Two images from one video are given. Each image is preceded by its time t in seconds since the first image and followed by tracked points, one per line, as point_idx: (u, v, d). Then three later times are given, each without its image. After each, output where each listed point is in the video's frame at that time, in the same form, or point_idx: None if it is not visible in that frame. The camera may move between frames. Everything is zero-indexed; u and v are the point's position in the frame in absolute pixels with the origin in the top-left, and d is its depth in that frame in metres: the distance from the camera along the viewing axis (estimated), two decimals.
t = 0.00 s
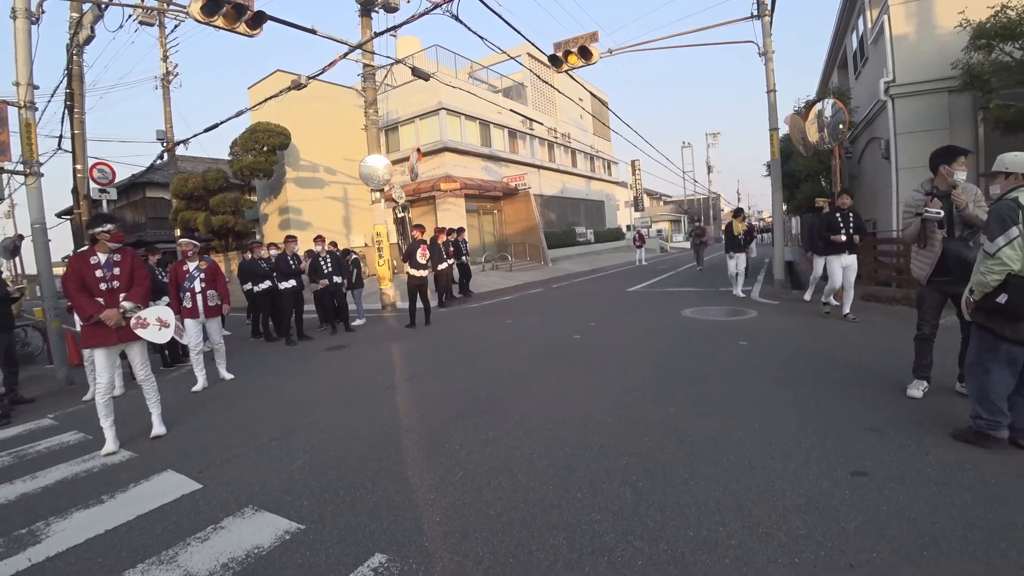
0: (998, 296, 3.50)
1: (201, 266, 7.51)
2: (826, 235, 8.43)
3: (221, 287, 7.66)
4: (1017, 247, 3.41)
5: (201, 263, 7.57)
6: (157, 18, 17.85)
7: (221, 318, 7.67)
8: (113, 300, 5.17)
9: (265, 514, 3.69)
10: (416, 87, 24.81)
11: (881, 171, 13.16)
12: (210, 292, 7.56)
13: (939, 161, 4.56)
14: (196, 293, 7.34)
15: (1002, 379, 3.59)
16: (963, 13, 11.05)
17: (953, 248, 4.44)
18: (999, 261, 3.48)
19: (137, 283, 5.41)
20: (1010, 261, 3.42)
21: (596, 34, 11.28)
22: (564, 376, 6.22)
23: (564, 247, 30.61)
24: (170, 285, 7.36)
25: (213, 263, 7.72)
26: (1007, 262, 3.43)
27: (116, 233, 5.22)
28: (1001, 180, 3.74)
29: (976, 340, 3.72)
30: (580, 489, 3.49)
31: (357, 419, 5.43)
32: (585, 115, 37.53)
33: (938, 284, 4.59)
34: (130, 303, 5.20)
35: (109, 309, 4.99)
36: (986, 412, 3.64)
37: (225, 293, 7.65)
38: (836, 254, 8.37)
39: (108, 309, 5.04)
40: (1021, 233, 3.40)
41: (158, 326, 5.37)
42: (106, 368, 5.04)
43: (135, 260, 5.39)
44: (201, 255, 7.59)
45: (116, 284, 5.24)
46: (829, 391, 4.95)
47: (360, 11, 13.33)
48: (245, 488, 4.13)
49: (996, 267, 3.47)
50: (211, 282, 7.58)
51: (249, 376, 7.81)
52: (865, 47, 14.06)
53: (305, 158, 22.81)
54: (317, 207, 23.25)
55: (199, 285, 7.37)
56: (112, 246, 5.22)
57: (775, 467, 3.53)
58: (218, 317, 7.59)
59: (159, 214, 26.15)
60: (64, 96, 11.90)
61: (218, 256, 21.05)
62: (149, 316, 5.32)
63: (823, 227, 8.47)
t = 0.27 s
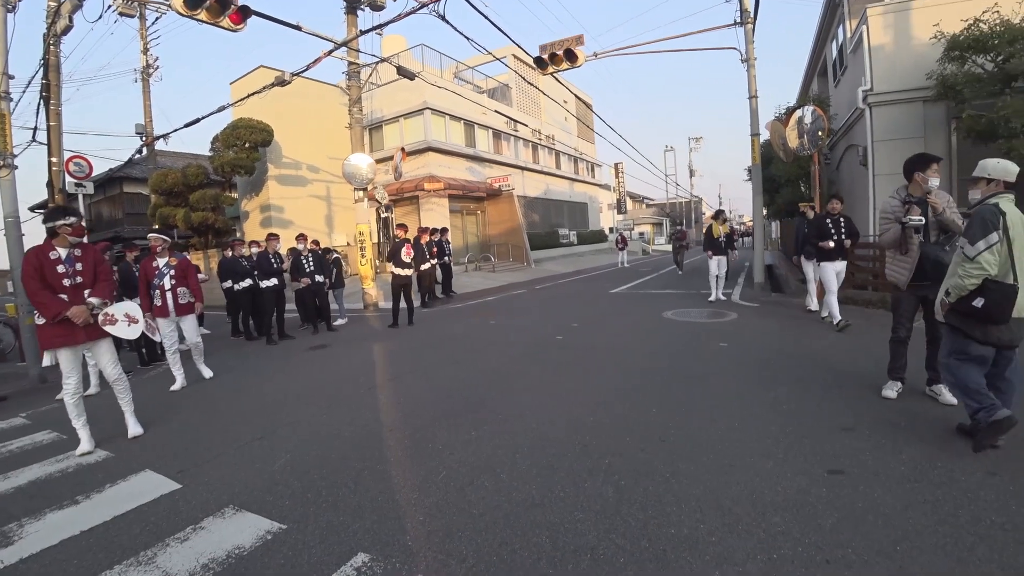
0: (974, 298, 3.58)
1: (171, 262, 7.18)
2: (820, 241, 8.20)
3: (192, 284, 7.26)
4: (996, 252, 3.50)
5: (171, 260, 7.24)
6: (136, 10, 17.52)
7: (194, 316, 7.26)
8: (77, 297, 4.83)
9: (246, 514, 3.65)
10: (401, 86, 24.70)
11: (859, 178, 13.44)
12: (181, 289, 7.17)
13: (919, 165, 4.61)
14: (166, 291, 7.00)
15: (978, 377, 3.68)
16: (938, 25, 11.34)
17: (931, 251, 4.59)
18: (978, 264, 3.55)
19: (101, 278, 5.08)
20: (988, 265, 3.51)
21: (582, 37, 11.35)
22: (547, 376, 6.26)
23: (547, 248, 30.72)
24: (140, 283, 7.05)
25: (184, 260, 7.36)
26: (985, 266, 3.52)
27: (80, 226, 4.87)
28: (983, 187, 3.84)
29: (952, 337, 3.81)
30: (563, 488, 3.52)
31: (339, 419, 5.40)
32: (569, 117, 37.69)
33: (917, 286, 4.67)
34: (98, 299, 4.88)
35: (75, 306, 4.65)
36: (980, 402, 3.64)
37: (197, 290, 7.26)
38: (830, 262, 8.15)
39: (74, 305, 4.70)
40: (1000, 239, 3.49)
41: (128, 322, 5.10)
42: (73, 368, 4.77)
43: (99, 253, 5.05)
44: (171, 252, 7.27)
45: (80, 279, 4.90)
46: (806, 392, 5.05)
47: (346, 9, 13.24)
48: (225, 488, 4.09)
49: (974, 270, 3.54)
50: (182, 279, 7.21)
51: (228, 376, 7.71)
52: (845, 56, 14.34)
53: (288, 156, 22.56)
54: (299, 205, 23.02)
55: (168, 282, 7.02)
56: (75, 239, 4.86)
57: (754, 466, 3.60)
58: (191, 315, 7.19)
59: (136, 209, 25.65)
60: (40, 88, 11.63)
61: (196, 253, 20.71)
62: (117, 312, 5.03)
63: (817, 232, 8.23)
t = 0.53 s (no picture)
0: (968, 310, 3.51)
1: (149, 259, 6.94)
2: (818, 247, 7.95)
3: (171, 280, 6.95)
4: (985, 261, 3.48)
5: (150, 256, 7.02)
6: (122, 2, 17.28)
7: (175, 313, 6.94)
8: (53, 293, 4.71)
9: (229, 513, 3.62)
10: (390, 85, 24.62)
11: (841, 187, 13.66)
12: (159, 286, 6.88)
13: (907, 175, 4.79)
14: (142, 288, 6.75)
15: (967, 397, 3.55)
16: (919, 39, 11.59)
17: (914, 257, 4.68)
18: (969, 274, 3.49)
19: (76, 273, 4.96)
20: (981, 275, 3.46)
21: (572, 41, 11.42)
22: (533, 378, 6.28)
23: (534, 251, 30.79)
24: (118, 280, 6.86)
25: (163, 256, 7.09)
26: (977, 276, 3.46)
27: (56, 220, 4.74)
28: (962, 197, 3.88)
29: (936, 354, 3.76)
30: (549, 488, 3.54)
31: (324, 418, 5.37)
32: (557, 121, 37.84)
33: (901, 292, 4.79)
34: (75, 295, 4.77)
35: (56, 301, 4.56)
36: (960, 432, 3.50)
37: (176, 287, 6.93)
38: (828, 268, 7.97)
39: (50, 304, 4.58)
40: (988, 247, 3.47)
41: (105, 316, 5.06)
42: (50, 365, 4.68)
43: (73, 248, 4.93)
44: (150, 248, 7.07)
45: (54, 275, 4.77)
46: (788, 395, 5.14)
47: (337, 7, 13.19)
48: (208, 486, 4.05)
49: (968, 280, 3.47)
50: (161, 276, 6.93)
51: (212, 374, 7.62)
52: (829, 67, 14.59)
53: (274, 153, 22.36)
54: (285, 203, 22.82)
55: (144, 278, 6.76)
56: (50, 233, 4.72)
57: (737, 468, 3.65)
58: (170, 312, 6.87)
59: (118, 204, 25.25)
60: (21, 78, 11.42)
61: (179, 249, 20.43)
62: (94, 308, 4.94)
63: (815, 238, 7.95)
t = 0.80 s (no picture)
0: (965, 314, 3.51)
1: (136, 261, 6.81)
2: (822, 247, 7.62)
3: (157, 282, 6.75)
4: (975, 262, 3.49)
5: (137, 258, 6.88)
6: None
7: (161, 316, 6.72)
8: (41, 295, 4.62)
9: (220, 515, 3.60)
10: (380, 86, 24.57)
11: (829, 188, 13.83)
12: (145, 288, 6.71)
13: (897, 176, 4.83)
14: (127, 289, 6.64)
15: (966, 403, 3.51)
16: (905, 43, 11.77)
17: (903, 259, 4.81)
18: (962, 276, 3.50)
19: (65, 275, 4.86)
20: (972, 276, 3.47)
21: (562, 43, 11.47)
22: (525, 378, 6.30)
23: (524, 252, 30.83)
24: (105, 281, 6.79)
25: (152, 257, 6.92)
26: (969, 277, 3.47)
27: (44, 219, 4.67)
28: (937, 201, 3.95)
29: (931, 365, 3.74)
30: (541, 487, 3.56)
31: (315, 419, 5.35)
32: (548, 122, 37.95)
33: (889, 293, 4.86)
34: (63, 297, 4.68)
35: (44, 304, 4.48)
36: (957, 442, 3.48)
37: (163, 291, 6.71)
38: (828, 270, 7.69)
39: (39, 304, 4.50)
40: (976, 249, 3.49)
41: (92, 321, 5.00)
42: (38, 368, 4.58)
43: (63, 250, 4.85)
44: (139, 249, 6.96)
45: (44, 276, 4.68)
46: (777, 394, 5.19)
47: (327, 6, 13.14)
48: (198, 488, 4.02)
49: (961, 282, 3.48)
50: (147, 278, 6.77)
51: (200, 375, 7.56)
52: (817, 70, 14.76)
53: (263, 153, 22.21)
54: (274, 203, 22.68)
55: (129, 280, 6.66)
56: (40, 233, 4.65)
57: (727, 466, 3.69)
58: (155, 315, 6.69)
59: (104, 204, 24.96)
60: (5, 76, 11.26)
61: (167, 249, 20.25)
62: (81, 310, 4.85)
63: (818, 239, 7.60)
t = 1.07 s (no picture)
0: (952, 319, 3.55)
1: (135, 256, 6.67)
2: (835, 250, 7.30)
3: (153, 280, 6.59)
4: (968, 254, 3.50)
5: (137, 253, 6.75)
6: None
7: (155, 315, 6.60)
8: (40, 292, 4.58)
9: (216, 513, 3.60)
10: (378, 85, 24.56)
11: (824, 191, 13.90)
12: (140, 285, 6.57)
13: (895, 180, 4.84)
14: (122, 286, 6.59)
15: (958, 407, 3.53)
16: (900, 48, 11.85)
17: (899, 263, 4.88)
18: (955, 261, 3.50)
19: (69, 274, 4.81)
20: (961, 264, 3.48)
21: (560, 44, 11.50)
22: (521, 378, 6.31)
23: (521, 253, 30.85)
24: (105, 275, 6.77)
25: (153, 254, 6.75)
26: (961, 263, 3.48)
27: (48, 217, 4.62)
28: (931, 206, 3.98)
29: (925, 369, 3.74)
30: (537, 487, 3.57)
31: (311, 418, 5.35)
32: (545, 123, 38.01)
33: (887, 296, 4.90)
34: (62, 295, 4.65)
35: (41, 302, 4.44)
36: (948, 444, 3.51)
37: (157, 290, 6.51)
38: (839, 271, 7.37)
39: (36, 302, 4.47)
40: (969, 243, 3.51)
41: (94, 322, 4.89)
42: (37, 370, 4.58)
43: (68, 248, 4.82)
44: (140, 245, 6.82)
45: (46, 273, 4.65)
46: (772, 396, 5.22)
47: (325, 5, 13.14)
48: (193, 486, 4.02)
49: (950, 264, 3.50)
50: (145, 275, 6.63)
51: (195, 374, 7.54)
52: (813, 73, 14.85)
53: (260, 152, 22.16)
54: (270, 202, 22.63)
55: (126, 276, 6.58)
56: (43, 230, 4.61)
57: (722, 466, 3.71)
58: (149, 314, 6.58)
59: (99, 201, 24.85)
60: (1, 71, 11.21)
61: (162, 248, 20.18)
62: (82, 310, 4.80)
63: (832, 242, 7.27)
